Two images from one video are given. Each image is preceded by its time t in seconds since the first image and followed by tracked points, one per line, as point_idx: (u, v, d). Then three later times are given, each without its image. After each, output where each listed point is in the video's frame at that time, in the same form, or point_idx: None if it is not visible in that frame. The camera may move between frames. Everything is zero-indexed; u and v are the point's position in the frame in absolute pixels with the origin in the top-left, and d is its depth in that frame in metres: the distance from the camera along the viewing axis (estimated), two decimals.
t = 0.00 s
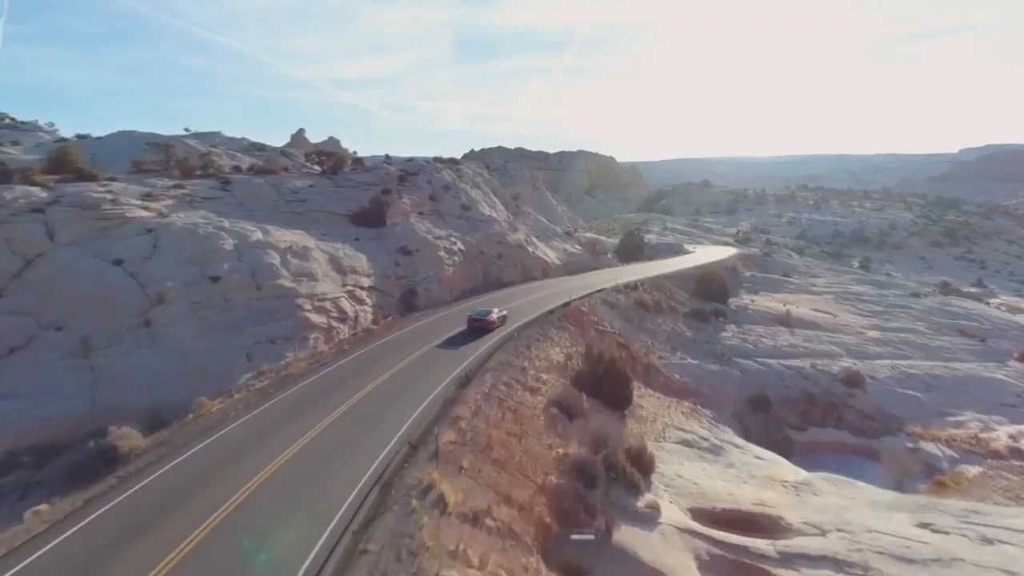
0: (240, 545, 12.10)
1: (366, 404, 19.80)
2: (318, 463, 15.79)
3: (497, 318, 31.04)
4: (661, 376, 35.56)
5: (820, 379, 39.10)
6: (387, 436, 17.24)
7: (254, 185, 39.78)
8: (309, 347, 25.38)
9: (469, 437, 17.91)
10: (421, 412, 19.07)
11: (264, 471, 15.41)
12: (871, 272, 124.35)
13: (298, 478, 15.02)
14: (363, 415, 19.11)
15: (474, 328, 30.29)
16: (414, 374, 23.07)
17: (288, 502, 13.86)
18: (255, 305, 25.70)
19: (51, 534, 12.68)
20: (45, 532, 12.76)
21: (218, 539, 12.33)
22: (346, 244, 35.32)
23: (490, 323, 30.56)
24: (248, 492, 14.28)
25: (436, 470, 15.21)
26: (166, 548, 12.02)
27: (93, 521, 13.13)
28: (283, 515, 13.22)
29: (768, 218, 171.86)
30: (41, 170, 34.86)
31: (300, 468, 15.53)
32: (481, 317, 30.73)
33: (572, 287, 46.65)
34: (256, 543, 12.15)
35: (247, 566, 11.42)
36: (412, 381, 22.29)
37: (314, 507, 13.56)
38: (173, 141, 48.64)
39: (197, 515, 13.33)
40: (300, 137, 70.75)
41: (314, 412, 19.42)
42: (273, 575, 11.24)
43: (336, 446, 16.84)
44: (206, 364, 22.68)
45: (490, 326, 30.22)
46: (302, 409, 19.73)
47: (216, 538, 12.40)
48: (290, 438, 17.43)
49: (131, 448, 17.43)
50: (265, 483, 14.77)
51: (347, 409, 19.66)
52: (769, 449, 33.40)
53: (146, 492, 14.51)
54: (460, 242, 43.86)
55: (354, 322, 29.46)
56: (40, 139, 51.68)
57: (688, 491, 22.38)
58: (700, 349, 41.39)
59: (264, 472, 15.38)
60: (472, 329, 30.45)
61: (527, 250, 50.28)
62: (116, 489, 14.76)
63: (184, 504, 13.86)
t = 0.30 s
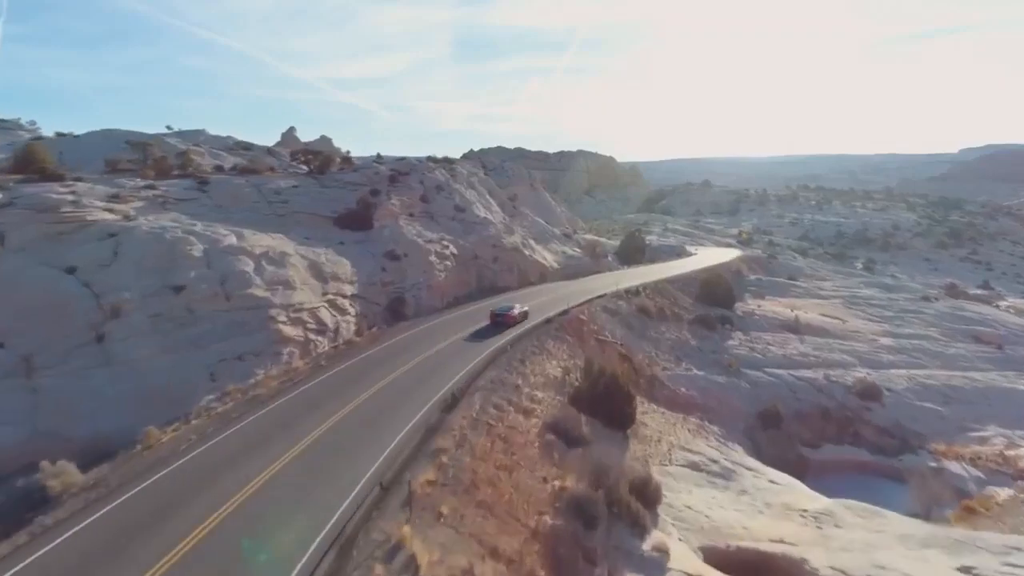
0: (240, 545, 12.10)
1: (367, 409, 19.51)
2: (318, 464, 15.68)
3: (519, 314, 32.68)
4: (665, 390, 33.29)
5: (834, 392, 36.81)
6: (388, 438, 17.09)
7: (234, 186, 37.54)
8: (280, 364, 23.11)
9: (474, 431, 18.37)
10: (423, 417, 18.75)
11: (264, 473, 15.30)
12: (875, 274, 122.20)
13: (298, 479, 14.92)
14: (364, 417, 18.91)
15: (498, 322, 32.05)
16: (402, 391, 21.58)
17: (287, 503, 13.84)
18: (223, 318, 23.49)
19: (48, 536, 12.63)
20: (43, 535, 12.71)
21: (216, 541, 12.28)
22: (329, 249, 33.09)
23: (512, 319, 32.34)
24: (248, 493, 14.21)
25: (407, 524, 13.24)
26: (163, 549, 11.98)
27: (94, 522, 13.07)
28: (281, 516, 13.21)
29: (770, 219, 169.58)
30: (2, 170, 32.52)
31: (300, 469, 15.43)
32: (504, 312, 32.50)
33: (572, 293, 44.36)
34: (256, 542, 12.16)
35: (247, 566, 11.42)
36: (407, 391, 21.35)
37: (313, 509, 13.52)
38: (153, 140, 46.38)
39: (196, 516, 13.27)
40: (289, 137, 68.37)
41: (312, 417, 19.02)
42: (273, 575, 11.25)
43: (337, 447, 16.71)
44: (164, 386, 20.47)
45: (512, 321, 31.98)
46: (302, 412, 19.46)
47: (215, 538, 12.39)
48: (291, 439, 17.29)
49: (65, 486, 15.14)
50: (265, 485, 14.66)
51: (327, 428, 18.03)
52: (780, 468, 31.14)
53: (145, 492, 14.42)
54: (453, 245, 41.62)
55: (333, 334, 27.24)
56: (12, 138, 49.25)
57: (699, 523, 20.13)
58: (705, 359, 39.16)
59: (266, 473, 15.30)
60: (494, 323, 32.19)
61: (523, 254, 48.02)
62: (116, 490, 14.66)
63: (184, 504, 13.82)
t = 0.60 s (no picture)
0: (241, 545, 12.39)
1: (365, 415, 19.32)
2: (317, 468, 15.70)
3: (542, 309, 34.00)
4: (669, 406, 31.02)
5: (848, 407, 34.50)
6: (387, 443, 17.02)
7: (210, 185, 35.30)
8: (243, 384, 20.83)
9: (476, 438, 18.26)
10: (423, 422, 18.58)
11: (264, 475, 15.37)
12: (880, 276, 119.96)
13: (297, 483, 14.98)
14: (364, 422, 18.78)
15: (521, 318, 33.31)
16: (399, 397, 21.04)
17: (286, 504, 14.01)
18: (183, 333, 21.23)
19: (52, 535, 12.85)
20: (45, 534, 12.91)
21: (217, 541, 12.55)
22: (309, 254, 30.81)
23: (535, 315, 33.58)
24: (247, 495, 14.36)
25: None
26: (165, 548, 12.29)
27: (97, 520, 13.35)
28: (282, 517, 13.45)
29: (771, 219, 167.26)
30: None
31: (301, 472, 15.50)
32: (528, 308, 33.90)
33: (570, 299, 42.03)
34: (257, 542, 12.45)
35: (248, 566, 11.73)
36: (404, 399, 20.74)
37: (311, 510, 13.74)
38: (130, 138, 44.19)
39: (195, 517, 13.48)
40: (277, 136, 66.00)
41: (309, 423, 18.73)
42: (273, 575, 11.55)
43: (336, 451, 16.71)
44: (111, 411, 18.20)
45: (534, 317, 33.23)
46: (301, 417, 19.22)
47: (215, 538, 12.67)
48: (292, 442, 17.29)
49: None
50: (265, 488, 14.73)
51: (300, 454, 16.56)
52: (794, 491, 28.85)
53: (146, 493, 14.53)
54: (444, 248, 39.33)
55: (308, 348, 24.97)
56: None
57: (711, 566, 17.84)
58: (711, 370, 36.86)
59: (265, 475, 15.38)
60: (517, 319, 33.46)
61: (519, 258, 45.74)
62: (118, 488, 14.80)
63: (185, 505, 13.99)
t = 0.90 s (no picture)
0: (241, 545, 12.26)
1: (364, 421, 18.92)
2: (317, 473, 15.37)
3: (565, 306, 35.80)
4: (673, 424, 28.72)
5: (865, 423, 32.13)
6: (387, 448, 16.70)
7: (181, 185, 33.04)
8: (196, 409, 18.31)
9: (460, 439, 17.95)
10: (423, 428, 18.21)
11: (264, 478, 15.09)
12: (884, 278, 117.70)
13: (298, 485, 14.75)
14: (364, 428, 18.39)
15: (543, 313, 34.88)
16: (396, 405, 20.44)
17: (286, 505, 13.82)
18: (130, 354, 18.88)
19: (50, 538, 12.66)
20: (43, 537, 12.72)
21: (216, 541, 12.41)
22: (283, 260, 28.47)
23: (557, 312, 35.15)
24: (247, 497, 14.14)
25: None
26: (165, 548, 12.16)
27: (98, 520, 13.21)
28: (282, 518, 13.29)
29: (773, 220, 164.92)
30: None
31: (302, 475, 15.24)
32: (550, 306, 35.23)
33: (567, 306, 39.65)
34: (256, 542, 12.34)
35: (248, 566, 11.63)
36: (400, 408, 20.12)
37: (310, 511, 13.59)
38: (103, 136, 41.91)
39: (195, 517, 13.32)
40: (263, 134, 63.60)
41: (307, 429, 18.25)
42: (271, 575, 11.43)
43: (336, 455, 16.43)
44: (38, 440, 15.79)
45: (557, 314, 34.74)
46: (299, 423, 18.78)
47: (218, 534, 12.64)
48: (292, 447, 17.01)
49: None
50: (265, 490, 14.50)
51: (296, 460, 16.11)
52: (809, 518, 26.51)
53: (145, 497, 14.28)
54: (432, 253, 37.00)
55: (276, 366, 22.56)
56: None
57: None
58: (716, 383, 34.51)
59: (265, 478, 15.12)
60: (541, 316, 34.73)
61: (513, 262, 43.40)
62: (116, 491, 14.54)
63: (185, 506, 13.78)
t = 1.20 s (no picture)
0: (242, 545, 12.66)
1: (361, 428, 18.84)
2: (314, 479, 15.52)
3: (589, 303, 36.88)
4: (676, 447, 26.33)
5: (882, 444, 29.75)
6: (384, 455, 16.78)
7: (146, 185, 30.79)
8: (127, 447, 15.97)
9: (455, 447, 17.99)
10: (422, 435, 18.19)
11: (263, 483, 15.30)
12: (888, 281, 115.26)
13: (297, 489, 14.99)
14: (362, 434, 18.40)
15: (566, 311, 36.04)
16: (394, 412, 20.27)
17: (284, 509, 14.11)
18: (57, 379, 16.56)
19: (54, 539, 12.97)
20: (48, 537, 13.02)
21: (216, 541, 12.79)
22: (250, 268, 26.13)
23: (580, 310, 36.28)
24: (247, 501, 14.43)
25: None
26: (166, 548, 12.53)
27: (104, 520, 13.55)
28: (280, 520, 13.63)
29: (774, 220, 162.48)
30: None
31: (301, 480, 15.46)
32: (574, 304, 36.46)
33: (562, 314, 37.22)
34: (259, 542, 12.75)
35: (248, 567, 12.02)
36: (397, 415, 19.92)
37: (306, 514, 13.91)
38: (71, 133, 39.68)
39: (196, 518, 13.66)
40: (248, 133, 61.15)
41: (305, 436, 18.25)
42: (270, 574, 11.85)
43: (332, 461, 16.55)
44: None
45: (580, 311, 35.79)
46: (296, 430, 18.71)
47: (224, 531, 13.14)
48: (291, 452, 17.11)
49: None
50: (264, 494, 14.74)
51: (301, 461, 16.47)
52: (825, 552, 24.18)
53: (148, 499, 14.54)
54: (418, 258, 34.65)
55: (233, 390, 20.16)
56: None
57: None
58: (722, 399, 32.15)
59: (265, 482, 15.36)
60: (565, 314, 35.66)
61: (505, 267, 41.03)
62: (115, 496, 14.67)
63: (186, 509, 14.08)
